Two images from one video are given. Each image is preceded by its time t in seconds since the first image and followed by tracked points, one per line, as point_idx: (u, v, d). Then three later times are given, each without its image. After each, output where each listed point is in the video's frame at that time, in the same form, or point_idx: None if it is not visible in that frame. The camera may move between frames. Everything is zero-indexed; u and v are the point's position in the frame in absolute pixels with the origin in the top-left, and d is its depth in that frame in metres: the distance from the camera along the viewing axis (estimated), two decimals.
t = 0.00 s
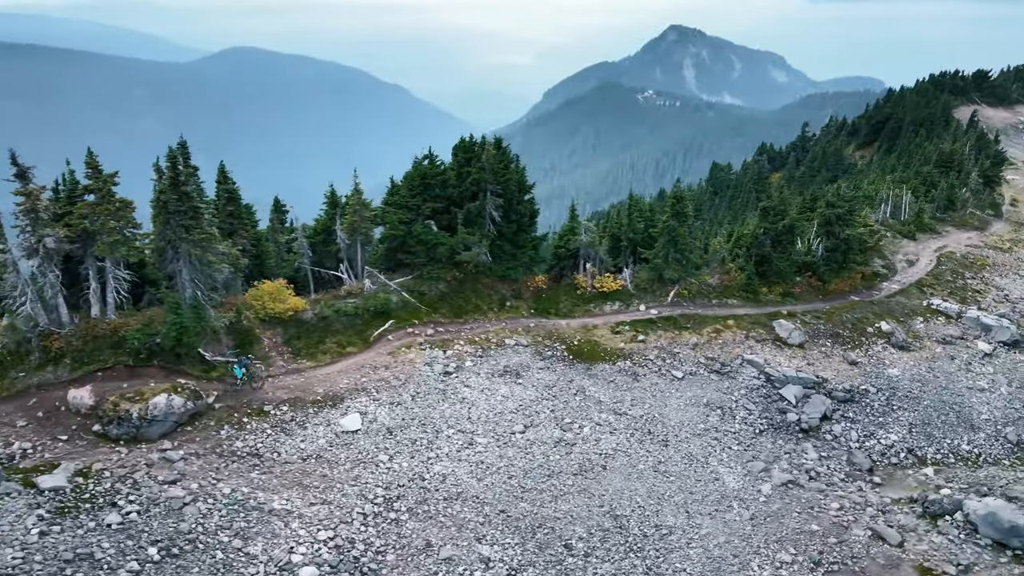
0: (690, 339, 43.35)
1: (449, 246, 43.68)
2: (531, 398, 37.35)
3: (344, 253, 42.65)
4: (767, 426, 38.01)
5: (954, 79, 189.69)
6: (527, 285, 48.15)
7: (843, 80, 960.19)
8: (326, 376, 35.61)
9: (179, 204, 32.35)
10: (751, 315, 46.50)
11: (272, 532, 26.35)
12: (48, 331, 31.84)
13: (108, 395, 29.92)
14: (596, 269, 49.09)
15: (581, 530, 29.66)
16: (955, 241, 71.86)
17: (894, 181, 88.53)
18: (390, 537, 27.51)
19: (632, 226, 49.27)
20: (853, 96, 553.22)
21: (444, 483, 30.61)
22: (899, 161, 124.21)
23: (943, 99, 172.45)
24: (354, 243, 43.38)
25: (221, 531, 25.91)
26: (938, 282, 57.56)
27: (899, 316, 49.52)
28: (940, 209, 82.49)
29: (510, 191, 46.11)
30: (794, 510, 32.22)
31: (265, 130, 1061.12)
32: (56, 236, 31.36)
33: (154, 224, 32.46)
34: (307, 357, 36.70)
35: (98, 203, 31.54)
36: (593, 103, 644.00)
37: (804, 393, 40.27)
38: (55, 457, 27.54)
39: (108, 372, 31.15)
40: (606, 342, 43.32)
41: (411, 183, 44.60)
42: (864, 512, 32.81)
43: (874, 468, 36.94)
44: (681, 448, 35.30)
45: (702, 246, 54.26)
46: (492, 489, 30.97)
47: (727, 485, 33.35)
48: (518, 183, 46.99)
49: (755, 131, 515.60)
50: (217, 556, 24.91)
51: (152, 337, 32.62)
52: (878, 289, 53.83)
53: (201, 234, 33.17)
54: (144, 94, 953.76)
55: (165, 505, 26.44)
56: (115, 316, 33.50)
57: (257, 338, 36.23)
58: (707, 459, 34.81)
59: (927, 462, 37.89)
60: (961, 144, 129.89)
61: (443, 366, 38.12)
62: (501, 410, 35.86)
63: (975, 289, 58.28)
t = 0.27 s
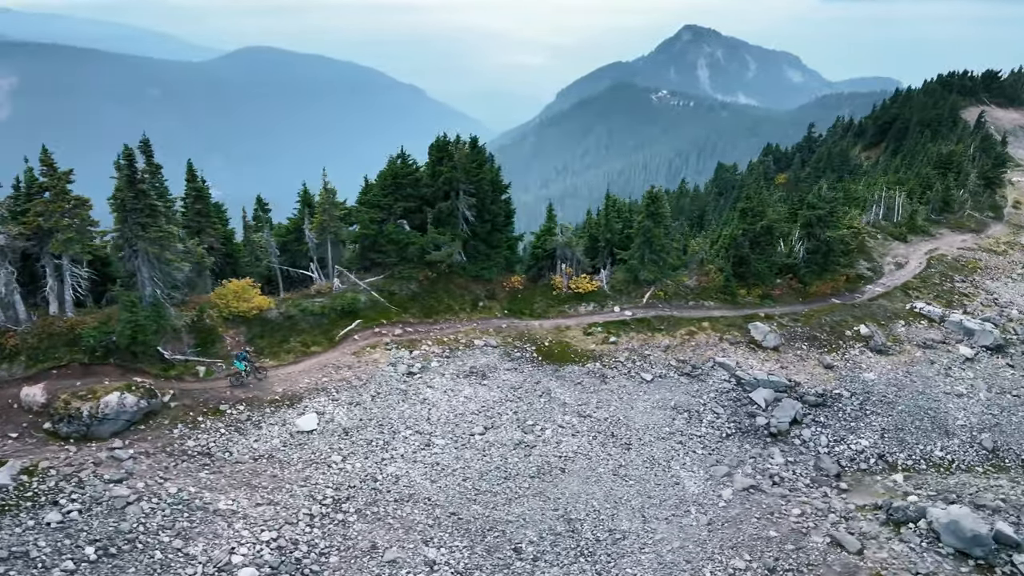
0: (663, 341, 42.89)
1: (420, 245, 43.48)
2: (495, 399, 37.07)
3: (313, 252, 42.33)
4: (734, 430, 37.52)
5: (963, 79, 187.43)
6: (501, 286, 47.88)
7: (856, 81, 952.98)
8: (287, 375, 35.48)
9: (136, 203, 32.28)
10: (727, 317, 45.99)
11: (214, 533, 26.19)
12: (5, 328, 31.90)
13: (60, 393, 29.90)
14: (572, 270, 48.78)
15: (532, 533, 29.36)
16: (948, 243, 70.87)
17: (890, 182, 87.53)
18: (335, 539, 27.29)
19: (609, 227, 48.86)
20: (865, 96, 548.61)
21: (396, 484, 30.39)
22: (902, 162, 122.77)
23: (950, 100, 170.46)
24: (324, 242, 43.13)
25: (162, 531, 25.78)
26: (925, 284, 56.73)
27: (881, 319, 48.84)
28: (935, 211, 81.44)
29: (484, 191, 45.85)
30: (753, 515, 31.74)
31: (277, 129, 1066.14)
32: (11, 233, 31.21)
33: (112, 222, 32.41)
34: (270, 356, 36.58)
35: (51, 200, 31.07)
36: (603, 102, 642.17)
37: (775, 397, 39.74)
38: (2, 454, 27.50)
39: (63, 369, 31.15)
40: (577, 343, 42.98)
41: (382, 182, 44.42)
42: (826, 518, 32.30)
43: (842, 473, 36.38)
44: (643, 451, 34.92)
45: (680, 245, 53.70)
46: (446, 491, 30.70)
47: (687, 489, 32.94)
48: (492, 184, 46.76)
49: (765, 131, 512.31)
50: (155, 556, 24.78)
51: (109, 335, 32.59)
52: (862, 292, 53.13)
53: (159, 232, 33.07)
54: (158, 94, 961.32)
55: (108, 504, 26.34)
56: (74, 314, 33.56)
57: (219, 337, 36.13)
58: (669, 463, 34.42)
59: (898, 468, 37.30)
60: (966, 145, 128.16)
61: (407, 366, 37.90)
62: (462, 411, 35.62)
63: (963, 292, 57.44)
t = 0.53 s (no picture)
0: (633, 342, 42.48)
1: (390, 245, 43.31)
2: (457, 400, 36.86)
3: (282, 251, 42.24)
4: (700, 433, 37.09)
5: (971, 80, 185.25)
6: (475, 286, 47.65)
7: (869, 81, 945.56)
8: (247, 374, 35.36)
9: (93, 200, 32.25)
10: (701, 319, 45.51)
11: (155, 532, 26.06)
12: None
13: (12, 390, 29.87)
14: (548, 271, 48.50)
15: (480, 536, 29.09)
16: (941, 246, 69.89)
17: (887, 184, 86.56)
18: (279, 539, 27.12)
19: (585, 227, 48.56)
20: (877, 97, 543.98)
21: (347, 485, 30.21)
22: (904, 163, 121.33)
23: (957, 101, 168.50)
24: (294, 241, 43.05)
25: (102, 530, 25.67)
26: (910, 287, 55.95)
27: (860, 322, 48.19)
28: (930, 213, 80.44)
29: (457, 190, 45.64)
30: (710, 520, 31.33)
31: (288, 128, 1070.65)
32: None
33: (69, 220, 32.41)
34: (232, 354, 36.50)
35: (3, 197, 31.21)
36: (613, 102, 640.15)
37: (743, 400, 39.25)
38: None
39: (18, 366, 31.12)
40: (547, 344, 42.67)
41: (354, 181, 44.31)
42: (784, 524, 31.83)
43: (807, 478, 35.88)
44: (603, 454, 34.57)
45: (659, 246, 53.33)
46: (397, 491, 30.50)
47: (645, 493, 32.57)
48: (465, 184, 46.56)
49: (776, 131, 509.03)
50: (93, 555, 24.68)
51: (65, 332, 32.54)
52: (844, 294, 52.44)
53: (117, 230, 33.03)
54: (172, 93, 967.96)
55: (50, 502, 26.23)
56: (29, 312, 33.76)
57: (181, 335, 36.10)
58: (629, 466, 34.08)
59: (866, 473, 36.74)
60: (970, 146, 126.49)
61: (370, 366, 37.74)
62: (422, 412, 35.41)
63: (949, 295, 56.65)
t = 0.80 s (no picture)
0: (603, 344, 42.11)
1: (361, 244, 43.19)
2: (420, 400, 36.66)
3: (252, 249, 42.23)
4: (664, 436, 36.69)
5: (981, 81, 182.77)
6: (449, 286, 47.48)
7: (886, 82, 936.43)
8: (207, 372, 35.32)
9: (51, 197, 32.27)
10: (675, 320, 45.07)
11: (97, 530, 25.97)
12: None
13: None
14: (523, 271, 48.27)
15: (429, 538, 28.88)
16: (932, 248, 68.94)
17: (882, 186, 85.55)
18: (223, 538, 27.02)
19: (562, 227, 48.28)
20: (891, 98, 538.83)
21: (298, 484, 30.07)
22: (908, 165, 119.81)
23: (965, 102, 166.49)
24: (264, 239, 43.02)
25: (43, 528, 25.61)
26: (895, 290, 55.22)
27: (839, 325, 47.57)
28: (924, 216, 79.43)
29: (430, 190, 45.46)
30: (665, 525, 30.98)
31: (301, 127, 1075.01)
32: None
33: (27, 216, 32.39)
34: (194, 353, 36.44)
35: None
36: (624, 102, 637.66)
37: (712, 402, 38.80)
38: None
39: None
40: (516, 345, 42.43)
41: (325, 180, 44.22)
42: (741, 529, 31.39)
43: (771, 483, 35.42)
44: (563, 457, 34.26)
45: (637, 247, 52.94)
46: (348, 492, 30.35)
47: (601, 496, 32.22)
48: (439, 183, 46.39)
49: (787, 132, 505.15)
50: (32, 553, 24.65)
51: (22, 329, 32.54)
52: (825, 297, 51.73)
53: (76, 227, 33.03)
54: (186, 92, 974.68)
55: None
56: None
57: (144, 333, 36.14)
58: (588, 469, 33.76)
59: (832, 479, 36.25)
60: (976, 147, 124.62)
61: (334, 365, 37.64)
62: (382, 411, 35.24)
63: (935, 299, 55.80)
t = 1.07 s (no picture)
0: (577, 345, 41.80)
1: (336, 242, 43.16)
2: (386, 399, 36.55)
3: (227, 247, 42.36)
4: (632, 439, 36.30)
5: (997, 82, 179.71)
6: (427, 285, 47.36)
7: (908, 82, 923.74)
8: (173, 368, 35.41)
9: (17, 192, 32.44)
10: (653, 322, 44.62)
11: (45, 524, 25.97)
12: None
13: None
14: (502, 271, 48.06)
15: (380, 537, 28.72)
16: (930, 251, 67.84)
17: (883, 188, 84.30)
18: (171, 534, 26.96)
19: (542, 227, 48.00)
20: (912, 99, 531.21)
21: (252, 482, 30.02)
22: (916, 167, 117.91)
23: (979, 104, 164.02)
24: (239, 237, 43.11)
25: None
26: (885, 293, 54.32)
27: (822, 328, 46.85)
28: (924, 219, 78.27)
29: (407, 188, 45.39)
30: (622, 528, 30.64)
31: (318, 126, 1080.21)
32: None
33: None
34: (163, 349, 36.58)
35: None
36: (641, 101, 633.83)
37: (683, 405, 38.34)
38: None
39: None
40: (490, 345, 42.22)
41: (302, 178, 44.28)
42: (701, 535, 30.96)
43: (738, 488, 34.92)
44: (525, 459, 33.98)
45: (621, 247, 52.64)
46: (304, 490, 30.27)
47: (561, 499, 31.90)
48: (417, 182, 46.31)
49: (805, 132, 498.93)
50: None
51: None
52: (811, 299, 51.02)
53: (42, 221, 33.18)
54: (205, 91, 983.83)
55: None
56: None
57: (113, 328, 36.34)
58: (549, 470, 33.47)
59: (802, 484, 35.67)
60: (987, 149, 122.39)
61: (302, 363, 37.62)
62: (346, 410, 35.17)
63: (926, 303, 54.87)
